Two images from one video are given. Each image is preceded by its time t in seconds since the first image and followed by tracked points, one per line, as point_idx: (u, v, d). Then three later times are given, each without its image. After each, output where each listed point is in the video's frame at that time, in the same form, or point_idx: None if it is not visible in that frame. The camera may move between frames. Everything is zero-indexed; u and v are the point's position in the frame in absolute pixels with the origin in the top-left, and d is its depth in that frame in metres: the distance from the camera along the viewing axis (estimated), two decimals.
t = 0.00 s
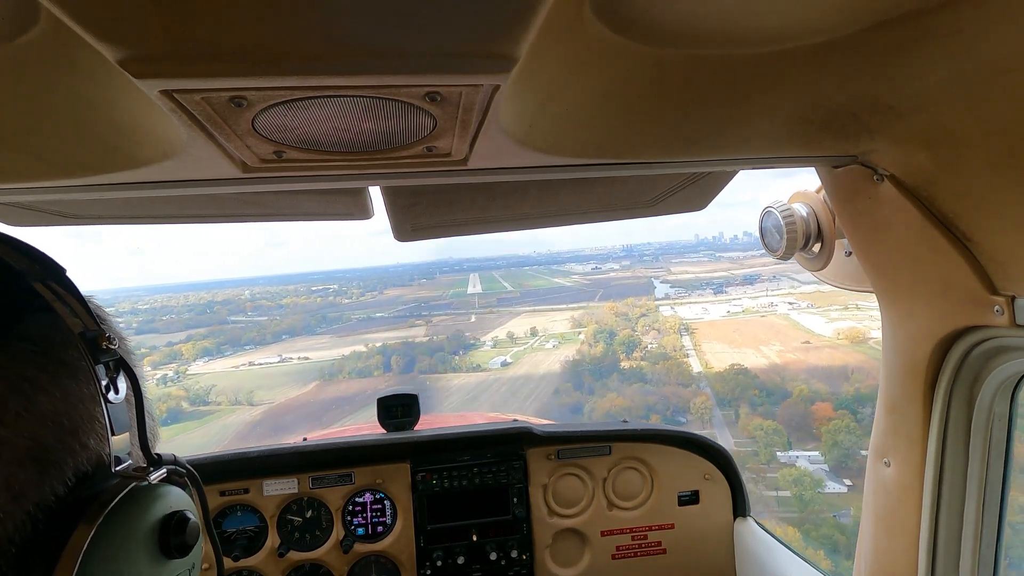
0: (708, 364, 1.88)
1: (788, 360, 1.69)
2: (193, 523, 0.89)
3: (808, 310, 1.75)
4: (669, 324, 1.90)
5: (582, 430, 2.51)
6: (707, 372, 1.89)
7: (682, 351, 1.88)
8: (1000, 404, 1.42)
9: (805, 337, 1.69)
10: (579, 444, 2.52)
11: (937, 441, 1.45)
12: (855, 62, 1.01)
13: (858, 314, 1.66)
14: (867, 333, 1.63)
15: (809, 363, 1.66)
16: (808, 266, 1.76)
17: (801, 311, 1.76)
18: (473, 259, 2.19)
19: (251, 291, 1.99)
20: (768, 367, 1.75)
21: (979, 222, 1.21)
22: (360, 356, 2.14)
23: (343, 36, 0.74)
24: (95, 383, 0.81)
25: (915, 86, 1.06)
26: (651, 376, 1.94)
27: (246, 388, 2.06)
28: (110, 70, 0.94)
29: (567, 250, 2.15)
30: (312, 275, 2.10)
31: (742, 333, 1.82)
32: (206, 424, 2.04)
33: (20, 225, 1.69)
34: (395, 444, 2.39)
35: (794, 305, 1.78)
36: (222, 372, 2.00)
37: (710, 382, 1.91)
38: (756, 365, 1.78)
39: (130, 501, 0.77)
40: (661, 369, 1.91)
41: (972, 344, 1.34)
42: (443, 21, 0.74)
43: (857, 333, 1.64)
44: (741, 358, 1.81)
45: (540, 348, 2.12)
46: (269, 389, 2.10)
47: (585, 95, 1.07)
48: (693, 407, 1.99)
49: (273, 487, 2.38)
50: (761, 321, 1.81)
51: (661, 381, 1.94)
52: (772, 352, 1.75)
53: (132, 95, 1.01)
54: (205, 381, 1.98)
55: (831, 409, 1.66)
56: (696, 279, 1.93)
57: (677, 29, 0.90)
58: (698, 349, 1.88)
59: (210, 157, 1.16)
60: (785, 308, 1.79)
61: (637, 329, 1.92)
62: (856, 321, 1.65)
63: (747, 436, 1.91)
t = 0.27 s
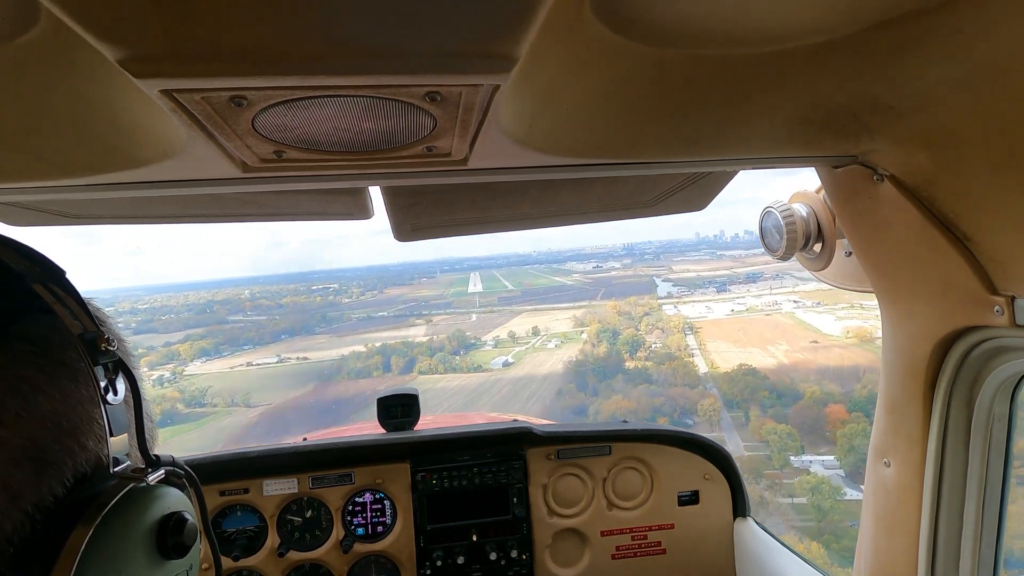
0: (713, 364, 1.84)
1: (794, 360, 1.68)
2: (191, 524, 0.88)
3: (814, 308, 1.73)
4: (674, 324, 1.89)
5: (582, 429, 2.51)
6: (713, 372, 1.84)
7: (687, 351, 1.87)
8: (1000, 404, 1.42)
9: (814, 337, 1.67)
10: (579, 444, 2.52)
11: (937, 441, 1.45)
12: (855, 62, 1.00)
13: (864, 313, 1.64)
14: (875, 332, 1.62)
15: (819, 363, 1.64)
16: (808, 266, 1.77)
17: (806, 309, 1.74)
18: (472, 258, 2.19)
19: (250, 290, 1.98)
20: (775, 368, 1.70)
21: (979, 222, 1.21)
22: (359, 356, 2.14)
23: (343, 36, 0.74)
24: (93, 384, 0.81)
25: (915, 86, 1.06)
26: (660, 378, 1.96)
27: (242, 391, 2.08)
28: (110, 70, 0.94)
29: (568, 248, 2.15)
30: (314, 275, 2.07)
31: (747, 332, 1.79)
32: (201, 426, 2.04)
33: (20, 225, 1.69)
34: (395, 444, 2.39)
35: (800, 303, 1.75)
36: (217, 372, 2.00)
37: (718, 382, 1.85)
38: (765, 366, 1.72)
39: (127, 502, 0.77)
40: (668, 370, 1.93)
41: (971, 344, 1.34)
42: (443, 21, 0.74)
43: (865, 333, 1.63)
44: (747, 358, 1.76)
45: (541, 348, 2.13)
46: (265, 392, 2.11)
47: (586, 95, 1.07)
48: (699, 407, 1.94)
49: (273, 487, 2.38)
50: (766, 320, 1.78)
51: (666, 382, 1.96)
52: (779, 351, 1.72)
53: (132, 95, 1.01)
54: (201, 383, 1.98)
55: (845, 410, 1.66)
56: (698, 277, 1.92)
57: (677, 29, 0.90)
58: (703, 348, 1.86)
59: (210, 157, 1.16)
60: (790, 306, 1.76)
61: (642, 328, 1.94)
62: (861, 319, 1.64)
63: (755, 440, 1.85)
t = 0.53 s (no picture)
0: (719, 367, 1.84)
1: (804, 363, 1.63)
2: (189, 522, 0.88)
3: (821, 310, 1.71)
4: (679, 324, 1.89)
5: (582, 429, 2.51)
6: (719, 374, 1.85)
7: (692, 353, 1.86)
8: (1000, 404, 1.42)
9: (821, 340, 1.63)
10: (579, 444, 2.52)
11: (937, 441, 1.45)
12: (856, 61, 1.00)
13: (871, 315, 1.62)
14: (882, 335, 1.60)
15: (829, 367, 1.60)
16: (807, 266, 1.76)
17: (812, 311, 1.72)
18: (473, 258, 2.18)
19: (251, 288, 2.00)
20: (782, 371, 1.68)
21: (979, 223, 1.21)
22: (358, 355, 2.14)
23: (342, 35, 0.74)
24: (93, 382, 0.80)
25: (915, 86, 1.06)
26: (664, 380, 1.96)
27: (238, 390, 2.10)
28: (110, 70, 0.94)
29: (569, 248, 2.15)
30: (314, 274, 2.09)
31: (751, 334, 1.79)
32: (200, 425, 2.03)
33: (18, 225, 1.69)
34: (395, 444, 2.38)
35: (806, 305, 1.74)
36: (214, 369, 2.01)
37: (723, 386, 1.86)
38: (773, 369, 1.70)
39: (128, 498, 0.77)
40: (673, 372, 1.92)
41: (971, 344, 1.34)
42: (443, 20, 0.73)
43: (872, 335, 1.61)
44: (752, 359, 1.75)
45: (542, 349, 2.14)
46: (262, 391, 2.12)
47: (586, 95, 1.07)
48: (707, 413, 1.96)
49: (273, 487, 2.38)
50: (771, 321, 1.77)
51: (670, 383, 1.96)
52: (787, 355, 1.68)
53: (132, 95, 1.01)
54: (197, 382, 1.97)
55: (857, 417, 1.66)
56: (700, 278, 1.93)
57: (678, 29, 0.90)
58: (707, 349, 1.85)
59: (210, 157, 1.16)
60: (795, 308, 1.76)
61: (645, 330, 1.92)
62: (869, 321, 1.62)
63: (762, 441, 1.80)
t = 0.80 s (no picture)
0: (725, 370, 1.83)
1: (810, 366, 1.65)
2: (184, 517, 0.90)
3: (825, 311, 1.72)
4: (682, 325, 1.89)
5: (582, 429, 2.51)
6: (725, 377, 1.85)
7: (697, 354, 1.87)
8: (1000, 404, 1.42)
9: (828, 341, 1.66)
10: (579, 444, 2.52)
11: (937, 441, 1.45)
12: (856, 61, 1.00)
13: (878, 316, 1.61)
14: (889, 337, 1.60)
15: (838, 370, 1.64)
16: (807, 266, 1.77)
17: (818, 312, 1.74)
18: (473, 257, 2.18)
19: (250, 288, 2.00)
20: (788, 373, 1.70)
21: (979, 222, 1.21)
22: (356, 356, 2.15)
23: (342, 36, 0.74)
24: (89, 381, 0.83)
25: (915, 86, 1.06)
26: (669, 382, 1.94)
27: (234, 392, 2.07)
28: (109, 70, 0.93)
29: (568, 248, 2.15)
30: (311, 273, 2.11)
31: (757, 335, 1.79)
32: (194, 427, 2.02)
33: (14, 224, 1.67)
34: (395, 445, 2.38)
35: (810, 305, 1.75)
36: (209, 372, 1.97)
37: (731, 389, 1.86)
38: (781, 372, 1.72)
39: (127, 488, 0.80)
40: (681, 374, 1.91)
41: (972, 343, 1.34)
42: (443, 20, 0.73)
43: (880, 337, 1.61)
44: (760, 361, 1.78)
45: (543, 348, 2.12)
46: (259, 394, 2.09)
47: (586, 95, 1.07)
48: (714, 417, 1.95)
49: (273, 488, 2.38)
50: (776, 323, 1.77)
51: (677, 387, 1.95)
52: (793, 356, 1.69)
53: (132, 95, 1.01)
54: (190, 384, 1.96)
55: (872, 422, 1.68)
56: (702, 278, 1.93)
57: (678, 28, 0.90)
58: (712, 351, 1.85)
59: (210, 157, 1.16)
60: (799, 309, 1.76)
61: (649, 330, 1.90)
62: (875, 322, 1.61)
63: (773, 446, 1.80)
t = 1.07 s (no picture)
0: (730, 369, 1.85)
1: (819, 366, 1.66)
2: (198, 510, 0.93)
3: (828, 308, 1.73)
4: (685, 324, 1.88)
5: (582, 430, 2.51)
6: (731, 377, 1.86)
7: (700, 353, 1.89)
8: (1000, 404, 1.42)
9: (834, 340, 1.67)
10: (579, 444, 2.52)
11: (938, 441, 1.45)
12: (856, 61, 1.00)
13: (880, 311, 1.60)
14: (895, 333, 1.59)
15: (848, 369, 1.65)
16: (807, 266, 1.77)
17: (821, 309, 1.74)
18: (471, 257, 2.18)
19: (246, 291, 1.97)
20: (796, 372, 1.70)
21: (979, 222, 1.21)
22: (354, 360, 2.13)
23: (342, 35, 0.74)
24: (107, 377, 0.84)
25: (915, 86, 1.06)
26: (675, 382, 1.97)
27: (228, 397, 2.07)
28: (109, 69, 0.93)
29: (566, 248, 2.14)
30: (307, 276, 2.09)
31: (760, 333, 1.80)
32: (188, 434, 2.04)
33: (14, 224, 1.67)
34: (395, 445, 2.38)
35: (812, 303, 1.75)
36: (204, 376, 1.96)
37: (735, 388, 1.87)
38: (789, 371, 1.72)
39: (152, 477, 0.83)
40: (684, 376, 1.94)
41: (972, 343, 1.34)
42: (443, 20, 0.73)
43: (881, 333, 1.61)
44: (765, 361, 1.78)
45: (544, 349, 2.10)
46: (252, 400, 2.10)
47: (585, 95, 1.07)
48: (723, 420, 1.97)
49: (273, 488, 2.38)
50: (779, 320, 1.78)
51: (679, 385, 1.98)
52: (800, 355, 1.69)
53: (133, 95, 1.01)
54: (184, 390, 1.97)
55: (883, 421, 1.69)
56: (702, 277, 1.91)
57: (678, 28, 0.90)
58: (715, 350, 1.87)
59: (210, 157, 1.15)
60: (802, 306, 1.76)
61: (649, 330, 1.89)
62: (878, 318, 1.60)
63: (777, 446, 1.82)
